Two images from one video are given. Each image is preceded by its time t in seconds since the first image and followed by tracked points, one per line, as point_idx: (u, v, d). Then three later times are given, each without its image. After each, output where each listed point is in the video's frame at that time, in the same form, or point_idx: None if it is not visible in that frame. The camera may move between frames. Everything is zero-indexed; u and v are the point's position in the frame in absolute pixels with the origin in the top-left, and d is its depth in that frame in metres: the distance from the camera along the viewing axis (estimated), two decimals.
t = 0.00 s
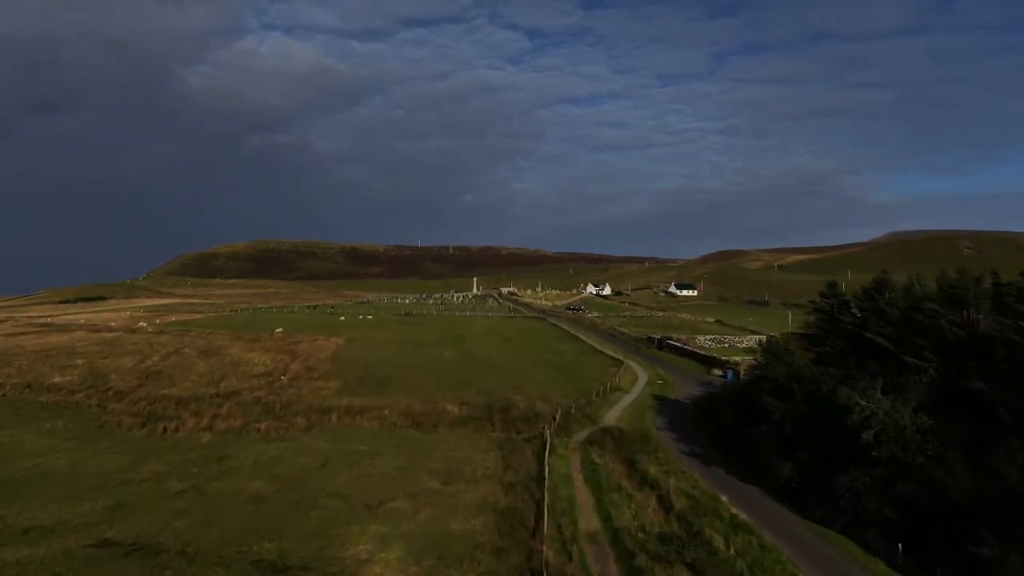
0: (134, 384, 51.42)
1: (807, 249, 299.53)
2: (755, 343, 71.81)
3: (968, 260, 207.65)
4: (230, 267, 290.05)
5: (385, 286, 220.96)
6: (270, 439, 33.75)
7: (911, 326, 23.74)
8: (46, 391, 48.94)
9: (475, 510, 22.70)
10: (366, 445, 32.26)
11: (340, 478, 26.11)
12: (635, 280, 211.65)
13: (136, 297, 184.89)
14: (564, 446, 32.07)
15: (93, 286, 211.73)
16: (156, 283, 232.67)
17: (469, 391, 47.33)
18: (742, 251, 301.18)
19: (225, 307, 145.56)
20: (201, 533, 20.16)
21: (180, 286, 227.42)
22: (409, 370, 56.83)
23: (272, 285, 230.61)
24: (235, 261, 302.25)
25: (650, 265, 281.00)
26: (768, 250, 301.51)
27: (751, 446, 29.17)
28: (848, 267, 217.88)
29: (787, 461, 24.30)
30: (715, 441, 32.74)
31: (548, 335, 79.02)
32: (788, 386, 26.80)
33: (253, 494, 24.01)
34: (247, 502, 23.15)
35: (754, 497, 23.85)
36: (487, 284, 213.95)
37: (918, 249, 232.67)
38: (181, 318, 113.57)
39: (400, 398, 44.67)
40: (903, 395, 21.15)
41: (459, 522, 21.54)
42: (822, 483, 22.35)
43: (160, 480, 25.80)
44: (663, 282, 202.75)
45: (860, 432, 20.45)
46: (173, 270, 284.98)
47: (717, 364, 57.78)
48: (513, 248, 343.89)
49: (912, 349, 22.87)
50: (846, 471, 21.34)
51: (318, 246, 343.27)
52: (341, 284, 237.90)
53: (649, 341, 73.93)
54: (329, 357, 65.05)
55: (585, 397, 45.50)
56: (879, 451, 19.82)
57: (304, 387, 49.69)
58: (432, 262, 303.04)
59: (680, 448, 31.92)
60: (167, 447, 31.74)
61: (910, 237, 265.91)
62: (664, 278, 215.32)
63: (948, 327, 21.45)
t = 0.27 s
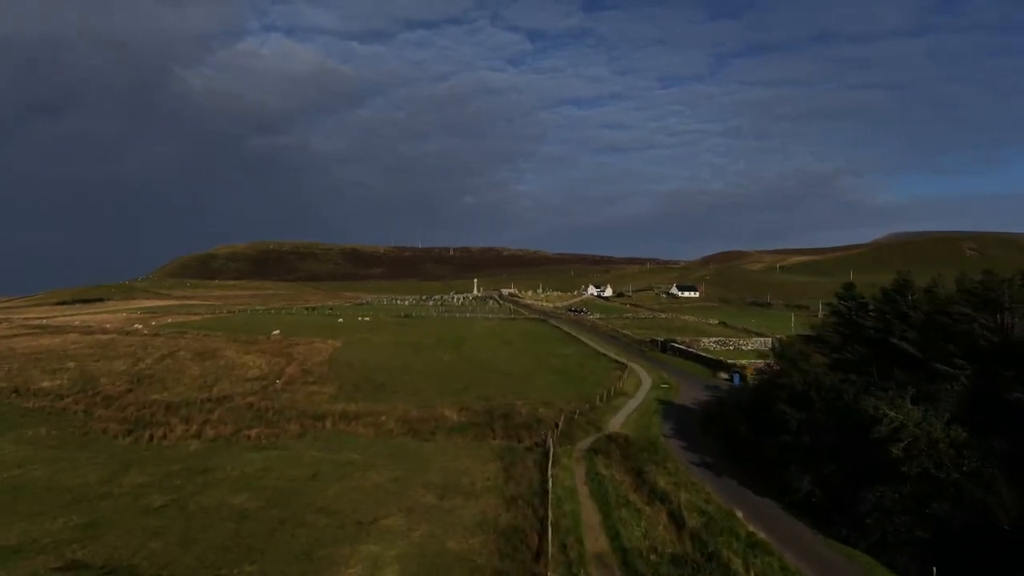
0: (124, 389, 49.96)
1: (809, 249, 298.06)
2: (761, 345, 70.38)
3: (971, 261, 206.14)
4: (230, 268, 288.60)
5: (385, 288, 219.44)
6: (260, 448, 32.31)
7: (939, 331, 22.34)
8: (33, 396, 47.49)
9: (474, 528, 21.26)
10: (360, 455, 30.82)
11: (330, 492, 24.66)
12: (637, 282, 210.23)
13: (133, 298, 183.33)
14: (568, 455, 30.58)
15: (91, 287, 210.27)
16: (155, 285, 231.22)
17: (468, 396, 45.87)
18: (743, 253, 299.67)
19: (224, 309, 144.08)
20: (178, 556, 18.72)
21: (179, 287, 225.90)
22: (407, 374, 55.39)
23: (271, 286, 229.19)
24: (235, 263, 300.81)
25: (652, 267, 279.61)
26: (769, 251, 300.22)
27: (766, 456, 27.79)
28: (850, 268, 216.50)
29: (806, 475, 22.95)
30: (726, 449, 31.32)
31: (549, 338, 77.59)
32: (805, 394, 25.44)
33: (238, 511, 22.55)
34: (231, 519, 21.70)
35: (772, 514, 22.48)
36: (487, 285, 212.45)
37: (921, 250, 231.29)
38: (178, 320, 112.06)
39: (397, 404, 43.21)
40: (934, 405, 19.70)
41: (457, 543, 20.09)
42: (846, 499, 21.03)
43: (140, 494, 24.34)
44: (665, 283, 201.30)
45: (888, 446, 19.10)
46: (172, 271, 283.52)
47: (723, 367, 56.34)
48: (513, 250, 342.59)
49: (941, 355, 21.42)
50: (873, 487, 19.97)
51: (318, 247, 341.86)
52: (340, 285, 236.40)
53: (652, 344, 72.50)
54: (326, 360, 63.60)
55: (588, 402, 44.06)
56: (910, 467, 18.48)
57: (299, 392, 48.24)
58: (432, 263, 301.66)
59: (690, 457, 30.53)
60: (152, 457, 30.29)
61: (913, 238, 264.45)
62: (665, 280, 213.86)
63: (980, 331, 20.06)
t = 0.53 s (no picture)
0: (117, 393, 48.80)
1: (811, 251, 296.93)
2: (766, 348, 69.20)
3: (974, 263, 204.90)
4: (229, 270, 287.46)
5: (385, 290, 217.28)
6: (253, 455, 31.14)
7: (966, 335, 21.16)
8: (23, 400, 46.32)
9: (474, 545, 20.15)
10: (356, 463, 29.65)
11: (324, 504, 23.50)
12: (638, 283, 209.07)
13: (132, 300, 182.25)
14: (572, 463, 29.37)
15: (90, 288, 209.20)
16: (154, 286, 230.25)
17: (469, 401, 44.71)
18: (745, 254, 298.61)
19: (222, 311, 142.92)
20: None
21: (179, 288, 224.80)
22: (407, 377, 54.21)
23: (271, 288, 228.22)
24: (234, 264, 299.72)
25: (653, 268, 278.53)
26: (770, 253, 299.39)
27: (780, 466, 26.59)
28: (852, 270, 215.41)
29: (825, 488, 21.75)
30: (737, 458, 30.19)
31: (550, 340, 76.40)
32: (823, 402, 24.28)
33: (226, 526, 21.39)
34: (218, 534, 20.57)
35: (789, 529, 21.30)
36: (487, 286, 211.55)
37: (923, 252, 230.22)
38: (176, 321, 110.94)
39: (396, 409, 42.05)
40: (965, 414, 18.56)
41: (457, 561, 18.95)
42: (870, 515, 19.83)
43: (124, 506, 23.18)
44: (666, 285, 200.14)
45: (916, 459, 17.92)
46: (171, 272, 282.39)
47: (728, 371, 55.15)
48: (514, 251, 341.57)
49: (969, 361, 20.32)
50: (899, 503, 18.78)
51: (318, 249, 340.73)
52: (340, 287, 235.32)
53: (655, 346, 71.33)
54: (324, 363, 62.41)
55: (591, 407, 42.91)
56: (940, 482, 17.30)
57: (295, 396, 47.05)
58: (433, 265, 300.50)
59: (698, 465, 29.33)
60: (141, 465, 29.12)
61: (915, 239, 263.31)
62: (667, 281, 212.82)
63: (1011, 336, 18.91)
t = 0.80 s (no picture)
0: (112, 396, 47.94)
1: (813, 252, 296.01)
2: (771, 350, 68.23)
3: (978, 264, 203.84)
4: (230, 271, 286.65)
5: (386, 291, 216.44)
6: (249, 462, 30.28)
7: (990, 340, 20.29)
8: (16, 404, 45.46)
9: (476, 560, 19.27)
10: (354, 470, 28.77)
11: (320, 515, 22.62)
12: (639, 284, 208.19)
13: (132, 301, 181.50)
14: (577, 471, 28.43)
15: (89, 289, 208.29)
16: (154, 287, 229.33)
17: (470, 404, 43.80)
18: (746, 255, 297.83)
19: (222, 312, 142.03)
20: None
21: (178, 289, 223.90)
22: (407, 380, 53.34)
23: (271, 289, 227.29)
24: (235, 265, 298.85)
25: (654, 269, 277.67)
26: (772, 254, 298.48)
27: (792, 475, 25.74)
28: (855, 270, 214.44)
29: (844, 499, 20.85)
30: (747, 464, 29.33)
31: (552, 342, 75.46)
32: (839, 409, 23.40)
33: (217, 539, 20.51)
34: (208, 548, 19.70)
35: (806, 544, 20.41)
36: (488, 287, 210.62)
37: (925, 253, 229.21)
38: (175, 323, 110.04)
39: (396, 413, 41.16)
40: (992, 422, 17.71)
41: None
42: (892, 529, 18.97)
43: (112, 517, 22.32)
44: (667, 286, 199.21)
45: (942, 470, 17.03)
46: (171, 273, 281.66)
47: (734, 373, 54.20)
48: (515, 252, 340.66)
49: (995, 366, 19.48)
50: (923, 516, 17.87)
51: (318, 250, 339.84)
52: (340, 288, 234.43)
53: (658, 348, 70.40)
54: (323, 365, 61.54)
55: (595, 411, 42.01)
56: (968, 495, 16.41)
57: (293, 399, 46.14)
58: (433, 266, 299.65)
59: (708, 473, 28.42)
60: (132, 473, 28.26)
61: (917, 240, 262.34)
62: (668, 282, 211.94)
63: None
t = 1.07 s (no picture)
0: (108, 399, 47.26)
1: (814, 253, 295.41)
2: (775, 352, 67.51)
3: (980, 266, 203.16)
4: (230, 272, 286.04)
5: (386, 292, 215.90)
6: (246, 468, 29.62)
7: (1008, 342, 19.70)
8: (11, 407, 44.79)
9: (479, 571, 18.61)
10: (354, 476, 28.09)
11: (318, 523, 21.97)
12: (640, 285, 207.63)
13: (131, 302, 180.86)
14: (581, 476, 27.77)
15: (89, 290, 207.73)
16: (154, 288, 228.73)
17: (472, 408, 43.14)
18: (747, 256, 297.36)
19: (222, 313, 141.41)
20: None
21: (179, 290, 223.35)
22: (407, 383, 52.68)
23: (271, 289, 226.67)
24: (235, 266, 298.31)
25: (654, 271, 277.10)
26: (773, 255, 298.02)
27: (804, 482, 25.10)
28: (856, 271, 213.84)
29: (858, 508, 20.18)
30: (756, 470, 28.71)
31: (554, 344, 74.79)
32: (852, 414, 22.76)
33: (212, 549, 19.87)
34: (202, 559, 19.05)
35: (820, 555, 19.73)
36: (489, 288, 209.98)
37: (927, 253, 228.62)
38: (174, 324, 109.46)
39: (396, 416, 40.51)
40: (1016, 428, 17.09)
41: None
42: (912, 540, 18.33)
43: (104, 526, 21.67)
44: (668, 287, 198.65)
45: (965, 480, 16.42)
46: (171, 274, 281.09)
47: (738, 376, 53.52)
48: (516, 253, 340.08)
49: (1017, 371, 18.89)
50: (944, 527, 17.22)
51: (319, 251, 339.32)
52: (340, 289, 233.90)
53: (661, 350, 69.73)
54: (323, 368, 60.88)
55: (598, 414, 41.36)
56: (991, 506, 15.77)
57: (292, 402, 45.47)
58: (434, 267, 299.04)
59: (715, 479, 27.73)
60: (127, 479, 27.59)
61: (919, 241, 261.64)
62: (669, 283, 211.39)
63: None
